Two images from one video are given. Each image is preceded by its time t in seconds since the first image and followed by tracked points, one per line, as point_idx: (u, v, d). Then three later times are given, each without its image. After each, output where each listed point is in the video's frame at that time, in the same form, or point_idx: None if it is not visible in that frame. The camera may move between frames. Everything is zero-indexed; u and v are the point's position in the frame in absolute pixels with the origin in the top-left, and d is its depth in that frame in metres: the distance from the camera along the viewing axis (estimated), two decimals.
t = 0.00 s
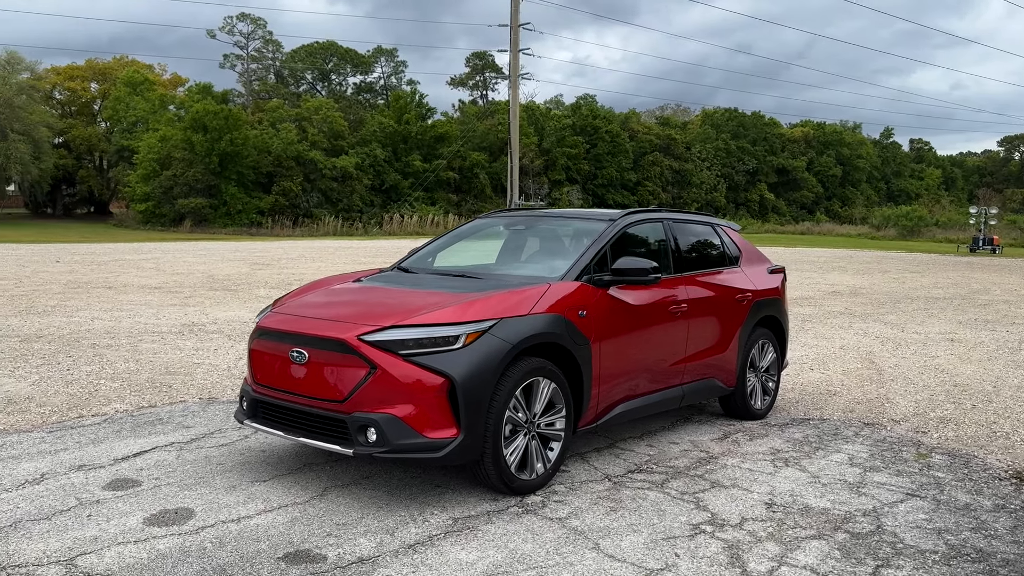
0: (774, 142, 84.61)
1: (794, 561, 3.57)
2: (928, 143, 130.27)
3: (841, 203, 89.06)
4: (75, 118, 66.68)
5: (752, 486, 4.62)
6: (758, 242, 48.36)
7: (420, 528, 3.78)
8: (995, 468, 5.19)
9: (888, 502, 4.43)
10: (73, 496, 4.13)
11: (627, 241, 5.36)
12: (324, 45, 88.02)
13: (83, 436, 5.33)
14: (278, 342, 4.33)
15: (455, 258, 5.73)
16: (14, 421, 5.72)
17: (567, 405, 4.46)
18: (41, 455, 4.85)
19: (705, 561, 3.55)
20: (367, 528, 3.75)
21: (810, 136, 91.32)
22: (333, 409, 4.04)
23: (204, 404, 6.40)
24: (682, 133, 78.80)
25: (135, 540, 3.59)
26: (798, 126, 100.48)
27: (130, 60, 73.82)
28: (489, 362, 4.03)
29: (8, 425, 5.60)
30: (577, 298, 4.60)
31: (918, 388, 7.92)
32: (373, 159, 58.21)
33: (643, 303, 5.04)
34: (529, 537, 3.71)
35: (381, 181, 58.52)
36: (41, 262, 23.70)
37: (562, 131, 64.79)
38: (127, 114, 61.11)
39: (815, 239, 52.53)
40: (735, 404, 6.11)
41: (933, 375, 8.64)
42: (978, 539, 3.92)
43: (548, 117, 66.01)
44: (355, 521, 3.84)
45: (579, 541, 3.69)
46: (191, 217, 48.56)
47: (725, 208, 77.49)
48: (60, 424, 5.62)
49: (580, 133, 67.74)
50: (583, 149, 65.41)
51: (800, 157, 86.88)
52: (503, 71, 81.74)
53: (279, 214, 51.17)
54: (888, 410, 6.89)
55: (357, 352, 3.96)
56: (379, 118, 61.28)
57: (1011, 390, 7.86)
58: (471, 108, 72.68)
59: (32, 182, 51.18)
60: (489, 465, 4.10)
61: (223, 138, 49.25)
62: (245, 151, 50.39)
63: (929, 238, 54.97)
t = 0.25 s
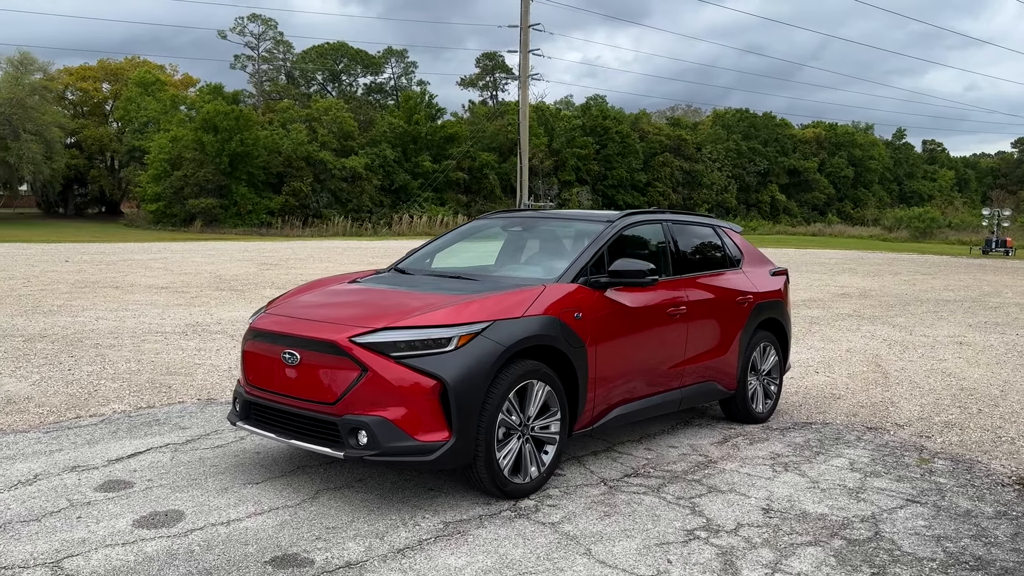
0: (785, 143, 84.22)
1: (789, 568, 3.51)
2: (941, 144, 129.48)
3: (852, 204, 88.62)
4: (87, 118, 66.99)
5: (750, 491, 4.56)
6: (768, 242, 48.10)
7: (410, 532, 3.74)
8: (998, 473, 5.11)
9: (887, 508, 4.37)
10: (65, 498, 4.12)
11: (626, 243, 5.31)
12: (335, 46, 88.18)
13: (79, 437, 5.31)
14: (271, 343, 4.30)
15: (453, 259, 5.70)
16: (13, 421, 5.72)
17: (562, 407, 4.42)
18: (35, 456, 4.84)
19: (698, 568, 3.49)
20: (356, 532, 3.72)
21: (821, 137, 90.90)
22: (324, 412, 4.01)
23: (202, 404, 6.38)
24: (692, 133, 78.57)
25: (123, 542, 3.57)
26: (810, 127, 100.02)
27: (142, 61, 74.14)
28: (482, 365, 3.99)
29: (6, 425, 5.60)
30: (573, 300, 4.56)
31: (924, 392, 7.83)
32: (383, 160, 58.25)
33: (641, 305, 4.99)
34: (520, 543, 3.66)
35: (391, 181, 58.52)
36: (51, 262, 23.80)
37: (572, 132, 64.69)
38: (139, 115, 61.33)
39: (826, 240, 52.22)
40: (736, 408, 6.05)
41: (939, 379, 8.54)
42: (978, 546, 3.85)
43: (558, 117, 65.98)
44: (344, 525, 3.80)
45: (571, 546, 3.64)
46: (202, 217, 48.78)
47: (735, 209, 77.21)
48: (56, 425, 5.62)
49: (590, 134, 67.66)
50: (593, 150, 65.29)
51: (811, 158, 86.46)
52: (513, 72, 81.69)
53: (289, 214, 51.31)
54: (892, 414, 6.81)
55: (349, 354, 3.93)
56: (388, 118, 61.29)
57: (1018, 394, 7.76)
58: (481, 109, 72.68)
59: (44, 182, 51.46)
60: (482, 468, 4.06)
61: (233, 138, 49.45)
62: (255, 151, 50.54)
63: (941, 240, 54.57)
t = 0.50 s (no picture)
0: (800, 145, 83.81)
1: None
2: (957, 146, 128.49)
3: (867, 207, 88.07)
4: (103, 120, 67.48)
5: (746, 495, 4.51)
6: (782, 244, 47.87)
7: (399, 535, 3.73)
8: (1000, 479, 5.05)
9: (883, 513, 4.33)
10: (59, 498, 4.13)
11: (624, 245, 5.29)
12: (348, 48, 88.48)
13: (78, 437, 5.34)
14: (264, 346, 4.31)
15: (451, 261, 5.69)
16: (14, 421, 5.77)
17: (556, 410, 4.40)
18: (32, 456, 4.86)
19: (687, 574, 3.46)
20: (345, 535, 3.71)
21: (836, 139, 90.39)
22: (315, 414, 4.01)
23: (203, 405, 6.40)
24: (706, 135, 78.33)
25: (112, 544, 3.58)
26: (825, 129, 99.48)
27: (157, 63, 74.62)
28: (473, 367, 3.98)
29: (6, 426, 5.64)
30: (568, 303, 4.54)
31: (930, 396, 7.76)
32: (396, 162, 58.37)
33: (638, 308, 4.96)
34: (509, 546, 3.64)
35: (404, 183, 58.62)
36: (64, 263, 23.98)
37: (585, 134, 64.60)
38: (154, 117, 61.70)
39: (840, 243, 51.87)
40: (736, 411, 6.00)
41: (946, 383, 8.46)
42: (974, 553, 3.80)
43: (571, 119, 65.97)
44: (334, 528, 3.80)
45: (560, 550, 3.62)
46: (217, 218, 49.19)
47: (749, 211, 76.88)
48: (56, 425, 5.65)
49: (603, 135, 67.56)
50: (606, 151, 65.20)
51: (826, 160, 85.97)
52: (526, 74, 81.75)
53: (302, 215, 51.50)
54: (896, 419, 6.75)
55: (340, 357, 3.92)
56: (402, 120, 61.41)
57: None
58: (494, 110, 72.74)
59: (61, 183, 51.89)
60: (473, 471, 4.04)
61: (248, 140, 49.77)
62: (269, 153, 50.81)
63: (957, 243, 54.10)
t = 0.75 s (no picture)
0: (814, 146, 83.39)
1: None
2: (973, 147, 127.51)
3: (882, 208, 87.56)
4: (118, 122, 67.94)
5: (748, 497, 4.47)
6: (795, 245, 47.61)
7: (397, 536, 3.73)
8: (1007, 483, 4.99)
9: (886, 517, 4.29)
10: (60, 497, 4.16)
11: (627, 246, 5.28)
12: (361, 50, 88.74)
13: (82, 436, 5.37)
14: (265, 346, 4.31)
15: (454, 262, 5.68)
16: (21, 420, 5.81)
17: (556, 411, 4.39)
18: (37, 455, 4.89)
19: None
20: (343, 536, 3.72)
21: (851, 139, 89.91)
22: (315, 414, 4.02)
23: (208, 405, 6.42)
24: (720, 136, 78.10)
25: (111, 542, 3.60)
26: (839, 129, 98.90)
27: (172, 65, 75.06)
28: (472, 369, 3.97)
29: (14, 425, 5.68)
30: (570, 304, 4.52)
31: (939, 398, 7.69)
32: (408, 163, 58.53)
33: (641, 308, 4.94)
34: (507, 548, 3.63)
35: (416, 184, 58.74)
36: (78, 263, 24.13)
37: (597, 135, 64.53)
38: (168, 118, 62.08)
39: (854, 244, 51.54)
40: (741, 413, 5.96)
41: (956, 385, 8.38)
42: (977, 557, 3.76)
43: (583, 120, 65.94)
44: (332, 528, 3.80)
45: (557, 552, 3.61)
46: (230, 219, 49.39)
47: (762, 211, 76.55)
48: (62, 424, 5.68)
49: (616, 136, 67.47)
50: (618, 152, 65.11)
51: (840, 160, 85.47)
52: (538, 75, 81.72)
53: (315, 217, 51.68)
54: (903, 421, 6.69)
55: (340, 357, 3.92)
56: (414, 122, 61.51)
57: None
58: (507, 111, 72.80)
59: (76, 184, 52.27)
60: (472, 472, 4.03)
61: (261, 141, 50.02)
62: (282, 154, 50.99)
63: (972, 244, 53.67)
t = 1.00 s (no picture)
0: (832, 145, 82.88)
1: None
2: (994, 146, 126.31)
3: (901, 207, 86.85)
4: (137, 123, 68.48)
5: (757, 498, 4.44)
6: (812, 245, 47.34)
7: (403, 534, 3.73)
8: (1022, 485, 4.94)
9: (898, 518, 4.25)
10: (70, 493, 4.18)
11: (637, 244, 5.25)
12: (378, 50, 89.02)
13: (95, 433, 5.41)
14: (273, 344, 4.32)
15: (464, 261, 5.67)
16: (36, 417, 5.87)
17: (564, 410, 4.38)
18: (49, 452, 4.93)
19: None
20: (350, 534, 3.72)
21: (869, 138, 89.27)
22: (322, 411, 4.03)
23: (219, 404, 6.45)
24: (736, 135, 77.77)
25: (120, 538, 3.62)
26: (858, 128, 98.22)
27: (190, 66, 75.62)
28: (479, 368, 3.96)
29: (28, 422, 5.73)
30: (579, 302, 4.51)
31: (956, 399, 7.61)
32: (424, 163, 58.69)
33: (650, 307, 4.92)
34: (513, 546, 3.62)
35: (431, 184, 58.92)
36: (96, 262, 24.36)
37: (613, 134, 64.45)
38: (187, 119, 62.58)
39: (873, 244, 51.17)
40: (753, 413, 5.92)
41: (973, 386, 8.29)
42: (988, 560, 3.72)
43: (599, 119, 65.84)
44: (339, 526, 3.80)
45: (563, 551, 3.60)
46: (247, 220, 49.71)
47: (780, 211, 76.14)
48: (75, 422, 5.73)
49: (632, 136, 67.38)
50: (634, 152, 64.99)
51: (859, 159, 84.88)
52: (554, 74, 81.71)
53: (332, 217, 51.88)
54: (917, 422, 6.63)
55: (347, 356, 3.93)
56: (430, 122, 61.68)
57: None
58: (522, 111, 72.84)
59: (96, 185, 52.76)
60: (480, 471, 4.02)
61: (278, 142, 50.31)
62: (299, 155, 51.23)
63: (992, 244, 53.15)
